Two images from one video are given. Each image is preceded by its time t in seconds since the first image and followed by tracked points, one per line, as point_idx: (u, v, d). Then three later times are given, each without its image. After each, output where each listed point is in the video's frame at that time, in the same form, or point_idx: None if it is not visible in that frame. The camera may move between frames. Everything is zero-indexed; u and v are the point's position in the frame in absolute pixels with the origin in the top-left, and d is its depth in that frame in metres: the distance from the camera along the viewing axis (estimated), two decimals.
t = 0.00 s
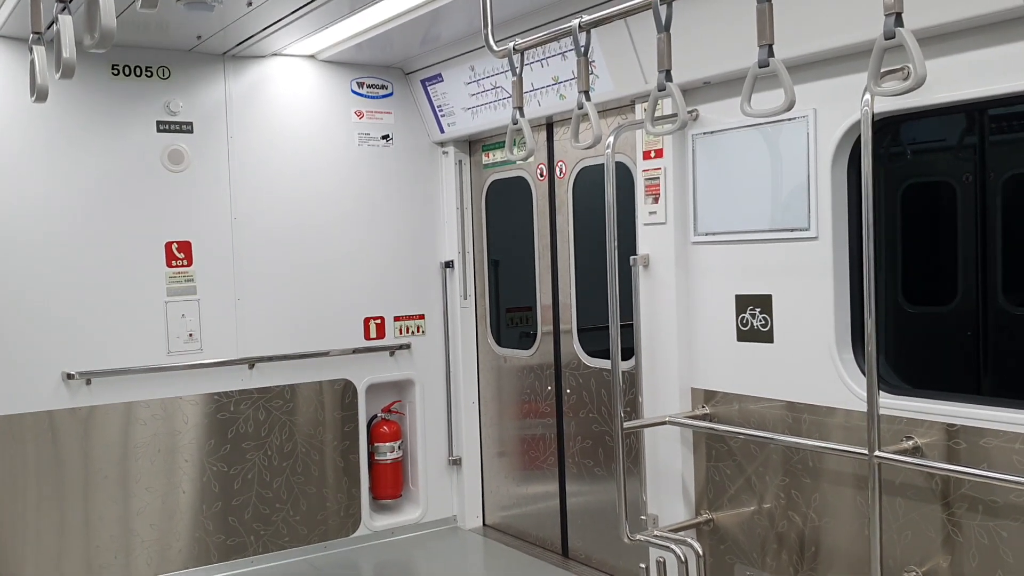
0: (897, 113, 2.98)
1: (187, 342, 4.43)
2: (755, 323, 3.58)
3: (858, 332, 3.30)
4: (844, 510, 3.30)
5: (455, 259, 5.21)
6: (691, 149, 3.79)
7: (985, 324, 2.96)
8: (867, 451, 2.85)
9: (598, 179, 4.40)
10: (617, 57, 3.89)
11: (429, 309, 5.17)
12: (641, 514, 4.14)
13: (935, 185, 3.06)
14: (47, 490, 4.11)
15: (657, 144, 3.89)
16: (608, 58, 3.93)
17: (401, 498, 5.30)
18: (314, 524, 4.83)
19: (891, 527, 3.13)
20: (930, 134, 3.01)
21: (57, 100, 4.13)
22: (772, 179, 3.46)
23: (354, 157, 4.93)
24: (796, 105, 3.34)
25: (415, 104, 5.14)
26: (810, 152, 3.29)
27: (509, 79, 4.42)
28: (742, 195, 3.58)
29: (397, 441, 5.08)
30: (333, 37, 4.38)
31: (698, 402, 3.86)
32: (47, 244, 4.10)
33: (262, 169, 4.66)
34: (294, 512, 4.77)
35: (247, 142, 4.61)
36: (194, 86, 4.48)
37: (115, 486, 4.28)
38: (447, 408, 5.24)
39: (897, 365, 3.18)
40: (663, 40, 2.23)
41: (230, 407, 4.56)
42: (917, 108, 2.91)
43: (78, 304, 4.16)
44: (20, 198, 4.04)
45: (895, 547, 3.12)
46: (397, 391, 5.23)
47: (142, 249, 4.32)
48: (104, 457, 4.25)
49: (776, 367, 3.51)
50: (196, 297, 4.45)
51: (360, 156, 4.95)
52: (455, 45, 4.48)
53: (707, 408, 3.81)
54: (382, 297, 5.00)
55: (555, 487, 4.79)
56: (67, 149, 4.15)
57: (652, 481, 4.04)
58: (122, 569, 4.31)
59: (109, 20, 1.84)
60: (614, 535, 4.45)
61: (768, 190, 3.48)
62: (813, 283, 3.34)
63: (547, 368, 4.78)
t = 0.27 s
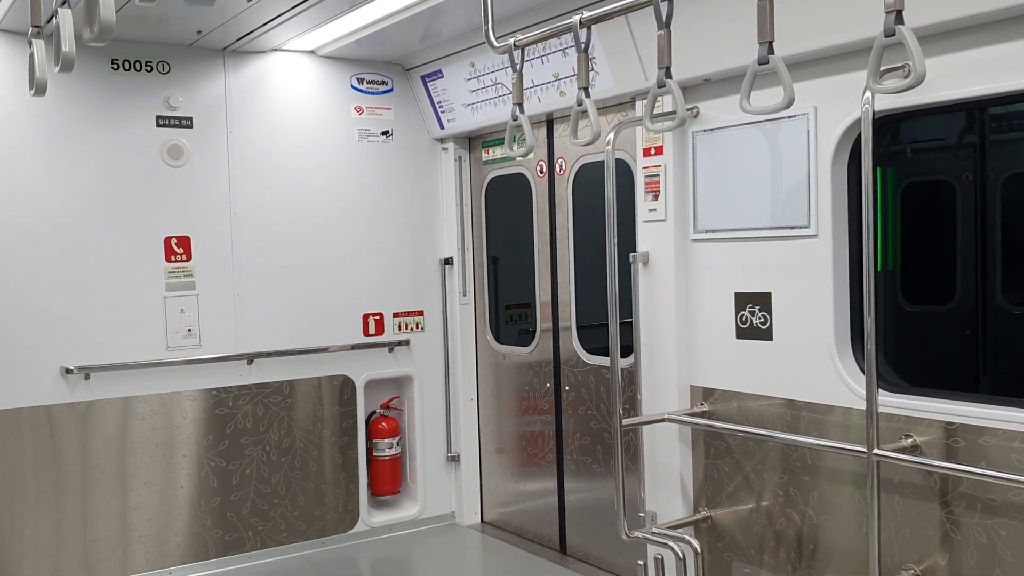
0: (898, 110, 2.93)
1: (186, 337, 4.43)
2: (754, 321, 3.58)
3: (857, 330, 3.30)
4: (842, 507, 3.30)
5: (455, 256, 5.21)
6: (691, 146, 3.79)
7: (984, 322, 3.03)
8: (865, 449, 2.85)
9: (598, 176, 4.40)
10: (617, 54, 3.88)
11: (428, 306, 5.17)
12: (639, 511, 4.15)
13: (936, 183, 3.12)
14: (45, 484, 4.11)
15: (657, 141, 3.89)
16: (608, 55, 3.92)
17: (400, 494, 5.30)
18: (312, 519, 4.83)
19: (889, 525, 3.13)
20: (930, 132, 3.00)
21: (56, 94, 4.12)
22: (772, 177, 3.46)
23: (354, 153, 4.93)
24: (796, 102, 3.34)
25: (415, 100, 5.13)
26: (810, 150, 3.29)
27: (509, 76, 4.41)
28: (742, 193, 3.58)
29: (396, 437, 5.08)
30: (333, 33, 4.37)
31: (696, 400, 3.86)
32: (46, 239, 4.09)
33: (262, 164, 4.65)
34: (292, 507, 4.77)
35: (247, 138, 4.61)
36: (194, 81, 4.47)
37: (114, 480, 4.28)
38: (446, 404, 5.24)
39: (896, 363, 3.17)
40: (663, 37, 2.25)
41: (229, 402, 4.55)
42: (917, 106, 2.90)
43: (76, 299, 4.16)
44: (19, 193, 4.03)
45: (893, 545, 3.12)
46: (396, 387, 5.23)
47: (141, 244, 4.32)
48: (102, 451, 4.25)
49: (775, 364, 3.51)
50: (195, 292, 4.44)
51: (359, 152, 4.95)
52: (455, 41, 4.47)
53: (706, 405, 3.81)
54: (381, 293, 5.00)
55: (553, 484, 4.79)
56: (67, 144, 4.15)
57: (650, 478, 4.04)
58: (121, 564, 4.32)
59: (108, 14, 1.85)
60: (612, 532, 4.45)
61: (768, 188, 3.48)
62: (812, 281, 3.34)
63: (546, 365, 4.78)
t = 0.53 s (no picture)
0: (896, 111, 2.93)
1: (183, 334, 4.42)
2: (752, 321, 3.59)
3: (854, 330, 3.30)
4: (838, 507, 3.31)
5: (452, 254, 5.21)
6: (690, 146, 3.79)
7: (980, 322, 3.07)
8: (862, 450, 2.85)
9: (596, 175, 4.40)
10: (616, 53, 3.88)
11: (425, 304, 5.17)
12: (635, 510, 4.15)
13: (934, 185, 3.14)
14: (41, 480, 4.10)
15: (655, 140, 3.89)
16: (606, 54, 3.92)
17: (396, 492, 5.30)
18: (308, 517, 4.83)
19: (885, 525, 3.14)
20: (928, 133, 3.00)
21: (54, 90, 4.12)
22: (770, 177, 3.46)
23: (353, 151, 4.93)
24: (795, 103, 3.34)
25: (414, 98, 5.13)
26: (808, 150, 3.29)
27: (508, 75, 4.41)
28: (740, 192, 3.58)
29: (393, 434, 5.07)
30: (332, 30, 4.37)
31: (693, 399, 3.87)
32: (43, 235, 4.09)
33: (260, 161, 4.65)
34: (288, 505, 4.77)
35: (246, 134, 4.61)
36: (192, 77, 4.46)
37: (110, 477, 4.27)
38: (443, 402, 5.25)
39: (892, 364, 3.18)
40: (661, 37, 2.23)
41: (226, 399, 4.55)
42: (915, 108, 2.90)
43: (73, 295, 4.15)
44: (16, 188, 4.02)
45: (889, 545, 3.13)
46: (392, 385, 5.23)
47: (138, 241, 4.31)
48: (99, 448, 4.24)
49: (772, 364, 3.52)
50: (192, 289, 4.44)
51: (358, 150, 4.94)
52: (455, 39, 4.47)
53: (702, 405, 3.82)
54: (379, 291, 5.00)
55: (550, 482, 4.80)
56: (65, 139, 4.14)
57: (647, 477, 4.05)
58: (116, 560, 4.31)
59: (110, 11, 1.85)
60: (608, 531, 4.46)
61: (766, 188, 3.48)
62: (809, 281, 3.35)
63: (543, 363, 4.78)
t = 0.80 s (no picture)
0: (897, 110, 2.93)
1: (182, 329, 4.42)
2: (751, 319, 3.59)
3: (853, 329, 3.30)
4: (836, 505, 3.31)
5: (452, 250, 5.21)
6: (690, 143, 3.79)
7: (979, 321, 3.05)
8: (861, 448, 2.86)
9: (596, 172, 4.40)
10: (617, 50, 3.88)
11: (425, 300, 5.17)
12: (634, 507, 4.16)
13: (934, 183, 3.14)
14: (40, 474, 4.10)
15: (656, 138, 3.89)
16: (606, 52, 3.92)
17: (394, 488, 5.31)
18: (306, 512, 4.84)
19: (883, 524, 3.14)
20: (930, 132, 3.00)
21: (54, 84, 4.11)
22: (769, 175, 3.46)
23: (353, 147, 4.92)
24: (795, 101, 3.34)
25: (414, 94, 5.13)
26: (809, 148, 3.29)
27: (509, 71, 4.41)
28: (740, 190, 3.58)
29: (391, 430, 5.06)
30: (333, 26, 4.36)
31: (692, 396, 3.87)
32: (43, 229, 4.08)
33: (260, 156, 4.64)
34: (287, 500, 4.77)
35: (246, 129, 4.60)
36: (192, 72, 4.45)
37: (108, 471, 4.28)
38: (441, 397, 5.25)
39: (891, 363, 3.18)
40: (663, 34, 2.24)
41: (225, 394, 4.55)
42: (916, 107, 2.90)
43: (72, 289, 4.15)
44: (15, 182, 4.02)
45: (887, 543, 3.14)
46: (391, 380, 5.23)
47: (138, 235, 4.31)
48: (97, 442, 4.24)
49: (771, 362, 3.52)
50: (192, 284, 4.44)
51: (358, 146, 4.94)
52: (455, 35, 4.46)
53: (701, 402, 3.82)
54: (378, 286, 5.00)
55: (548, 479, 4.81)
56: (64, 133, 4.13)
57: (645, 474, 4.05)
58: (114, 555, 4.32)
59: (109, 5, 1.84)
60: (606, 527, 4.46)
61: (766, 186, 3.48)
62: (809, 280, 3.35)
63: (542, 360, 4.78)
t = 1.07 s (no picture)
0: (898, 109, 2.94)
1: (181, 323, 4.42)
2: (750, 316, 3.59)
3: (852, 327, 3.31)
4: (833, 503, 3.32)
5: (451, 245, 5.21)
6: (690, 140, 3.79)
7: (978, 320, 3.06)
8: (858, 446, 2.86)
9: (596, 168, 4.39)
10: (617, 46, 3.87)
11: (424, 295, 5.18)
12: (631, 503, 4.16)
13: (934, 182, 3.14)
14: (38, 468, 4.10)
15: (656, 134, 3.89)
16: (607, 48, 3.92)
17: (392, 483, 5.31)
18: (304, 506, 4.84)
19: (880, 522, 3.15)
20: (930, 130, 3.00)
21: (54, 77, 4.11)
22: (769, 172, 3.46)
23: (352, 142, 4.92)
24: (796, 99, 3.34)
25: (414, 89, 5.12)
26: (809, 146, 3.29)
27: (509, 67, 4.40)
28: (740, 188, 3.58)
29: (390, 425, 5.06)
30: (333, 20, 4.35)
31: (690, 393, 3.87)
32: (42, 222, 4.08)
33: (260, 151, 4.64)
34: (285, 494, 4.78)
35: (246, 124, 4.60)
36: (192, 66, 4.45)
37: (107, 465, 4.28)
38: (440, 393, 5.26)
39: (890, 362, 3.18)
40: (665, 30, 2.24)
41: (223, 388, 4.55)
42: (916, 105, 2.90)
43: (71, 282, 4.15)
44: (15, 175, 4.01)
45: (884, 541, 3.14)
46: (390, 376, 5.23)
47: (137, 229, 4.31)
48: (96, 436, 4.24)
49: (770, 360, 3.52)
50: (191, 278, 4.43)
51: (358, 141, 4.94)
52: (456, 30, 4.46)
53: (700, 399, 3.82)
54: (377, 281, 5.00)
55: (546, 475, 4.81)
56: (64, 126, 4.13)
57: (643, 471, 4.05)
58: (112, 548, 4.32)
59: None
60: (604, 524, 4.47)
61: (765, 183, 3.48)
62: (808, 278, 3.35)
63: (541, 356, 4.79)
